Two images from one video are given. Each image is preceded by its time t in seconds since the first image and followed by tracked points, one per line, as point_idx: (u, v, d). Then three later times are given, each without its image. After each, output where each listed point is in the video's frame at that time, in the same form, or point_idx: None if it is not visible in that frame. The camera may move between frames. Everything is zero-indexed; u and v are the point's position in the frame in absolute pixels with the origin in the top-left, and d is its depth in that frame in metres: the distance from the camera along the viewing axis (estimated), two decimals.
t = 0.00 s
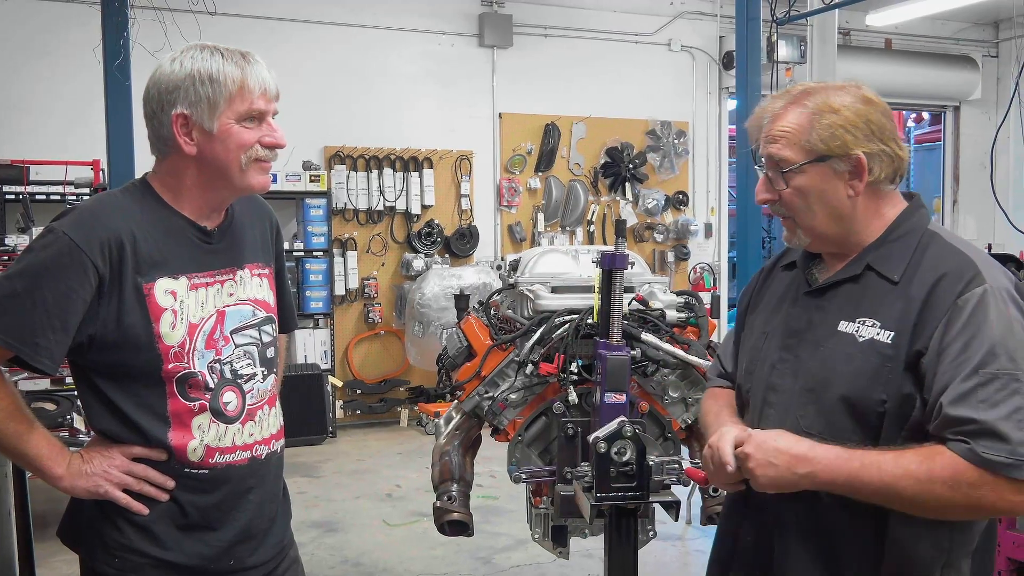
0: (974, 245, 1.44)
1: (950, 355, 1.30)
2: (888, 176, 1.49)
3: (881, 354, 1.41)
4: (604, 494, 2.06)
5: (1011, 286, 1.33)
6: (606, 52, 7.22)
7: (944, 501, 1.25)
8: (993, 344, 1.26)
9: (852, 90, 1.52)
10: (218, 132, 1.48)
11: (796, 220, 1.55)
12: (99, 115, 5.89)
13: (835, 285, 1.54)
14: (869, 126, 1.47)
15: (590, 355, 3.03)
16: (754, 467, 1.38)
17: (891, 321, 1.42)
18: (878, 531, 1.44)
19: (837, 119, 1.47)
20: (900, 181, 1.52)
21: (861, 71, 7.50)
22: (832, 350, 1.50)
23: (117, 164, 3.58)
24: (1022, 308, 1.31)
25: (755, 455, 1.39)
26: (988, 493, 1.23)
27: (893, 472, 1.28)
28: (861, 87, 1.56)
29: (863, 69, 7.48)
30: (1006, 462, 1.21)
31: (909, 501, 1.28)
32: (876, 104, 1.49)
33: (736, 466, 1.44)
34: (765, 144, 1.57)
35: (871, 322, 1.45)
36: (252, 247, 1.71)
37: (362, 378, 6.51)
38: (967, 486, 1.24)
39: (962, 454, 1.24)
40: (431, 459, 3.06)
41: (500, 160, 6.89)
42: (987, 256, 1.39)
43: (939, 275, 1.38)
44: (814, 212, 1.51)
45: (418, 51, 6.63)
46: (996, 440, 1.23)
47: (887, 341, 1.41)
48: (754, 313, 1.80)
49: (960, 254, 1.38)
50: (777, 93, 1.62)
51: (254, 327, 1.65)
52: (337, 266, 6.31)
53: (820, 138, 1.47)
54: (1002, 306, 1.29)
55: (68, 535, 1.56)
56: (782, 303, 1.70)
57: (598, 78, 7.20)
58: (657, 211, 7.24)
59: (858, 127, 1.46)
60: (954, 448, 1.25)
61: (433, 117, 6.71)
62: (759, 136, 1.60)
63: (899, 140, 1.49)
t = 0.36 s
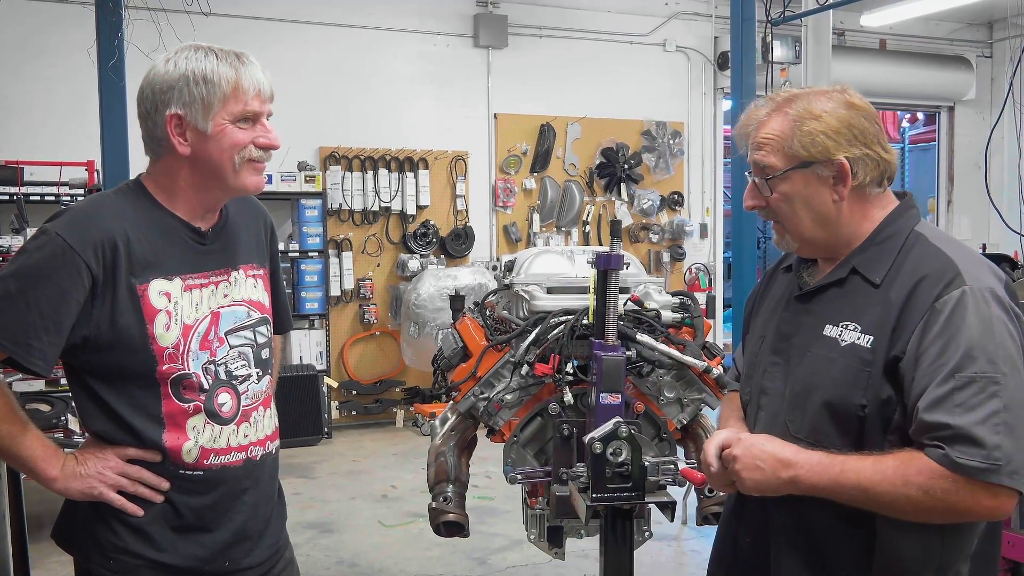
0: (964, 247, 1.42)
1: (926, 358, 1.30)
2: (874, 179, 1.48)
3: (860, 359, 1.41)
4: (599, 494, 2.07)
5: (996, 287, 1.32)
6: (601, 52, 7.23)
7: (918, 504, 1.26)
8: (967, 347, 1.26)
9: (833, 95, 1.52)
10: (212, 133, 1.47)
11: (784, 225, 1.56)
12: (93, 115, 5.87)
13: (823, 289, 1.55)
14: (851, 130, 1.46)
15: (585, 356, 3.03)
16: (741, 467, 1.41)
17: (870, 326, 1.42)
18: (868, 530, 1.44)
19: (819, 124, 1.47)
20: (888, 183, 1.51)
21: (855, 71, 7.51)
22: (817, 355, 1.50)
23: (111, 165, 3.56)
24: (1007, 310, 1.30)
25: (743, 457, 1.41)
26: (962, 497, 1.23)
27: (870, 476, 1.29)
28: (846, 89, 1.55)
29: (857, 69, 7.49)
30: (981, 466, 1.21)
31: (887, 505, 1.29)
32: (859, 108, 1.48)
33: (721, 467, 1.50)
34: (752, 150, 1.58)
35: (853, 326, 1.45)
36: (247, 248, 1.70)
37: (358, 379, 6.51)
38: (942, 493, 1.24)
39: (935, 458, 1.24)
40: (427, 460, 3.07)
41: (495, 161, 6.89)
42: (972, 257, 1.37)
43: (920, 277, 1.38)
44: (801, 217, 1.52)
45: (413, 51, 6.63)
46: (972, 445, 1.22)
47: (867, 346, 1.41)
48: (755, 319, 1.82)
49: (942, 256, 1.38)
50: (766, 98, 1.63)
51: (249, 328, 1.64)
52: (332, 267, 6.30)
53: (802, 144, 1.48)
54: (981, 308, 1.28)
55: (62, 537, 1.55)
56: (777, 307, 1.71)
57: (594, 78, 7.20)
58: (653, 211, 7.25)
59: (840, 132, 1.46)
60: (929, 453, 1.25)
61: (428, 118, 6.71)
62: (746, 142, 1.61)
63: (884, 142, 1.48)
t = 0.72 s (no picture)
0: (962, 245, 1.43)
1: (926, 353, 1.30)
2: (878, 176, 1.49)
3: (860, 354, 1.42)
4: (599, 493, 2.06)
5: (995, 284, 1.32)
6: (600, 52, 7.23)
7: (917, 501, 1.25)
8: (967, 343, 1.26)
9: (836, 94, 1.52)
10: (213, 131, 1.47)
11: (791, 225, 1.54)
12: (92, 114, 5.86)
13: (824, 286, 1.56)
14: (856, 127, 1.47)
15: (585, 355, 3.03)
16: (738, 462, 1.35)
17: (871, 320, 1.42)
18: (864, 527, 1.44)
19: (825, 123, 1.47)
20: (889, 181, 1.52)
21: (855, 71, 7.51)
22: (816, 349, 1.50)
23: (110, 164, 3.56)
24: (1005, 307, 1.30)
25: (744, 454, 1.35)
26: (961, 493, 1.23)
27: (870, 472, 1.28)
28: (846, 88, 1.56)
29: (857, 69, 7.49)
30: (978, 461, 1.22)
31: (884, 502, 1.27)
32: (862, 107, 1.50)
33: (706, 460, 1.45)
34: (756, 151, 1.56)
35: (854, 321, 1.45)
36: (246, 246, 1.70)
37: (357, 378, 6.51)
38: (939, 488, 1.24)
39: (931, 453, 1.25)
40: (426, 458, 3.06)
41: (495, 160, 6.89)
42: (970, 254, 1.38)
43: (920, 273, 1.38)
44: (808, 216, 1.50)
45: (413, 51, 6.63)
46: (970, 440, 1.23)
47: (867, 341, 1.41)
48: (751, 315, 1.82)
49: (942, 254, 1.38)
50: (767, 101, 1.62)
51: (248, 327, 1.64)
52: (331, 266, 6.30)
53: (810, 143, 1.47)
54: (981, 304, 1.28)
55: (61, 536, 1.55)
56: (775, 303, 1.71)
57: (593, 77, 7.20)
58: (652, 210, 7.26)
59: (846, 130, 1.46)
60: (927, 448, 1.26)
61: (428, 117, 6.71)
62: (749, 145, 1.59)
63: (886, 140, 1.49)
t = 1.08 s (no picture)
0: (964, 245, 1.45)
1: (947, 352, 1.30)
2: (888, 171, 1.52)
3: (874, 347, 1.42)
4: (597, 492, 2.07)
5: (1004, 283, 1.34)
6: (597, 51, 7.22)
7: (947, 499, 1.25)
8: (987, 340, 1.27)
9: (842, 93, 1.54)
10: (206, 132, 1.47)
11: (809, 225, 1.53)
12: (89, 114, 5.85)
13: (833, 280, 1.56)
14: (869, 123, 1.49)
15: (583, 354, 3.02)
16: (764, 466, 1.30)
17: (885, 314, 1.42)
18: (862, 523, 1.44)
19: (841, 119, 1.48)
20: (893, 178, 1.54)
21: (853, 70, 7.52)
22: (826, 342, 1.51)
23: (108, 163, 3.55)
24: (1015, 305, 1.33)
25: (769, 460, 1.30)
26: (991, 488, 1.24)
27: (900, 471, 1.26)
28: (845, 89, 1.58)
29: (855, 68, 7.50)
30: (1008, 458, 1.22)
31: (914, 500, 1.26)
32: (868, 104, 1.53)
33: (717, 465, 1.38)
34: (767, 152, 1.55)
35: (868, 317, 1.45)
36: (242, 245, 1.70)
37: (355, 378, 6.50)
38: (970, 484, 1.24)
39: (963, 450, 1.25)
40: (424, 457, 3.06)
41: (492, 159, 6.89)
42: (980, 254, 1.40)
43: (932, 273, 1.39)
44: (826, 214, 1.50)
45: (411, 50, 6.62)
46: (998, 437, 1.23)
47: (883, 337, 1.41)
48: (742, 307, 1.80)
49: (951, 252, 1.40)
50: (771, 104, 1.62)
51: (245, 325, 1.64)
52: (329, 265, 6.30)
53: (829, 139, 1.47)
54: (997, 302, 1.30)
55: (59, 537, 1.54)
56: (774, 295, 1.70)
57: (591, 76, 7.20)
58: (650, 209, 7.26)
59: (861, 125, 1.48)
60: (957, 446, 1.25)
61: (426, 116, 6.70)
62: (760, 152, 1.58)
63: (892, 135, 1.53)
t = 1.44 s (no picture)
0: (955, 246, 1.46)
1: (954, 356, 1.31)
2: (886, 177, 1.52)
3: (876, 349, 1.42)
4: (591, 491, 2.06)
5: (1000, 286, 1.36)
6: (593, 51, 7.22)
7: (968, 501, 1.25)
8: (991, 344, 1.28)
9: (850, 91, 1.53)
10: (201, 130, 1.47)
11: (797, 218, 1.54)
12: (84, 112, 5.83)
13: (828, 281, 1.56)
14: (872, 126, 1.49)
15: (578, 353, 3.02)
16: (788, 482, 1.25)
17: (886, 316, 1.43)
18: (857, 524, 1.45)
19: (843, 118, 1.49)
20: (889, 182, 1.54)
21: (849, 70, 7.54)
22: (824, 344, 1.51)
23: (102, 161, 3.54)
24: (1011, 307, 1.35)
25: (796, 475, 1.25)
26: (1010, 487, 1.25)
27: (921, 476, 1.26)
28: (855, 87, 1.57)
29: (851, 68, 7.52)
30: None
31: (937, 504, 1.26)
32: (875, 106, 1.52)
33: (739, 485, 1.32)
34: (767, 141, 1.56)
35: (870, 319, 1.45)
36: (237, 243, 1.70)
37: (349, 377, 6.49)
38: (990, 485, 1.24)
39: (984, 452, 1.24)
40: (419, 456, 3.06)
41: (488, 159, 6.88)
42: (974, 255, 1.41)
43: (932, 276, 1.39)
44: (815, 213, 1.51)
45: (407, 49, 6.61)
46: (1015, 437, 1.24)
47: (884, 338, 1.41)
48: (733, 308, 1.79)
49: (947, 255, 1.41)
50: (779, 92, 1.61)
51: (239, 323, 1.64)
52: (324, 264, 6.29)
53: (828, 137, 1.48)
54: (998, 305, 1.32)
55: (52, 535, 1.54)
56: (768, 296, 1.70)
57: (587, 76, 7.20)
58: (645, 209, 7.25)
59: (864, 126, 1.49)
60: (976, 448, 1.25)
61: (421, 115, 6.70)
62: (761, 135, 1.59)
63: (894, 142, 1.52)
